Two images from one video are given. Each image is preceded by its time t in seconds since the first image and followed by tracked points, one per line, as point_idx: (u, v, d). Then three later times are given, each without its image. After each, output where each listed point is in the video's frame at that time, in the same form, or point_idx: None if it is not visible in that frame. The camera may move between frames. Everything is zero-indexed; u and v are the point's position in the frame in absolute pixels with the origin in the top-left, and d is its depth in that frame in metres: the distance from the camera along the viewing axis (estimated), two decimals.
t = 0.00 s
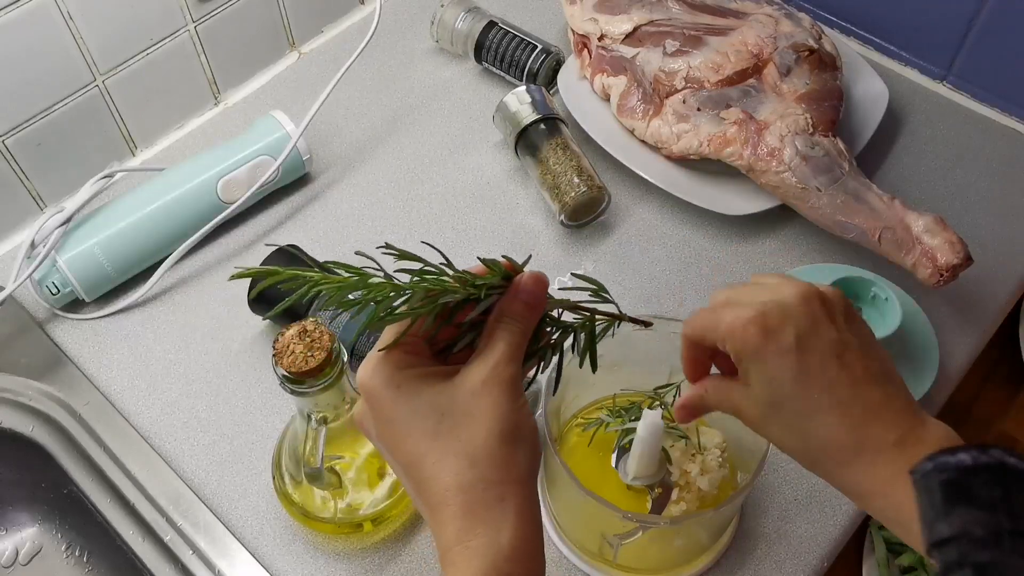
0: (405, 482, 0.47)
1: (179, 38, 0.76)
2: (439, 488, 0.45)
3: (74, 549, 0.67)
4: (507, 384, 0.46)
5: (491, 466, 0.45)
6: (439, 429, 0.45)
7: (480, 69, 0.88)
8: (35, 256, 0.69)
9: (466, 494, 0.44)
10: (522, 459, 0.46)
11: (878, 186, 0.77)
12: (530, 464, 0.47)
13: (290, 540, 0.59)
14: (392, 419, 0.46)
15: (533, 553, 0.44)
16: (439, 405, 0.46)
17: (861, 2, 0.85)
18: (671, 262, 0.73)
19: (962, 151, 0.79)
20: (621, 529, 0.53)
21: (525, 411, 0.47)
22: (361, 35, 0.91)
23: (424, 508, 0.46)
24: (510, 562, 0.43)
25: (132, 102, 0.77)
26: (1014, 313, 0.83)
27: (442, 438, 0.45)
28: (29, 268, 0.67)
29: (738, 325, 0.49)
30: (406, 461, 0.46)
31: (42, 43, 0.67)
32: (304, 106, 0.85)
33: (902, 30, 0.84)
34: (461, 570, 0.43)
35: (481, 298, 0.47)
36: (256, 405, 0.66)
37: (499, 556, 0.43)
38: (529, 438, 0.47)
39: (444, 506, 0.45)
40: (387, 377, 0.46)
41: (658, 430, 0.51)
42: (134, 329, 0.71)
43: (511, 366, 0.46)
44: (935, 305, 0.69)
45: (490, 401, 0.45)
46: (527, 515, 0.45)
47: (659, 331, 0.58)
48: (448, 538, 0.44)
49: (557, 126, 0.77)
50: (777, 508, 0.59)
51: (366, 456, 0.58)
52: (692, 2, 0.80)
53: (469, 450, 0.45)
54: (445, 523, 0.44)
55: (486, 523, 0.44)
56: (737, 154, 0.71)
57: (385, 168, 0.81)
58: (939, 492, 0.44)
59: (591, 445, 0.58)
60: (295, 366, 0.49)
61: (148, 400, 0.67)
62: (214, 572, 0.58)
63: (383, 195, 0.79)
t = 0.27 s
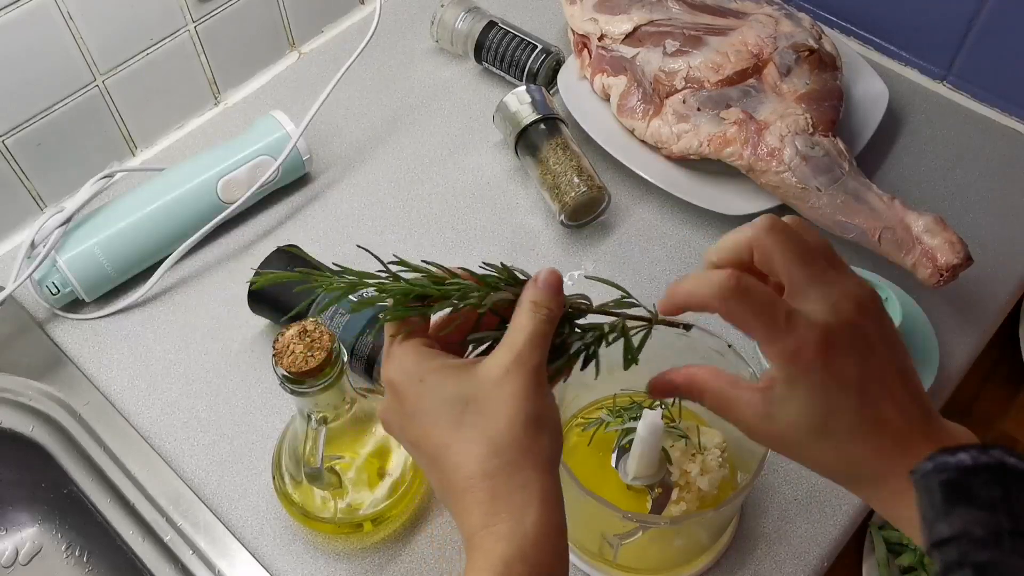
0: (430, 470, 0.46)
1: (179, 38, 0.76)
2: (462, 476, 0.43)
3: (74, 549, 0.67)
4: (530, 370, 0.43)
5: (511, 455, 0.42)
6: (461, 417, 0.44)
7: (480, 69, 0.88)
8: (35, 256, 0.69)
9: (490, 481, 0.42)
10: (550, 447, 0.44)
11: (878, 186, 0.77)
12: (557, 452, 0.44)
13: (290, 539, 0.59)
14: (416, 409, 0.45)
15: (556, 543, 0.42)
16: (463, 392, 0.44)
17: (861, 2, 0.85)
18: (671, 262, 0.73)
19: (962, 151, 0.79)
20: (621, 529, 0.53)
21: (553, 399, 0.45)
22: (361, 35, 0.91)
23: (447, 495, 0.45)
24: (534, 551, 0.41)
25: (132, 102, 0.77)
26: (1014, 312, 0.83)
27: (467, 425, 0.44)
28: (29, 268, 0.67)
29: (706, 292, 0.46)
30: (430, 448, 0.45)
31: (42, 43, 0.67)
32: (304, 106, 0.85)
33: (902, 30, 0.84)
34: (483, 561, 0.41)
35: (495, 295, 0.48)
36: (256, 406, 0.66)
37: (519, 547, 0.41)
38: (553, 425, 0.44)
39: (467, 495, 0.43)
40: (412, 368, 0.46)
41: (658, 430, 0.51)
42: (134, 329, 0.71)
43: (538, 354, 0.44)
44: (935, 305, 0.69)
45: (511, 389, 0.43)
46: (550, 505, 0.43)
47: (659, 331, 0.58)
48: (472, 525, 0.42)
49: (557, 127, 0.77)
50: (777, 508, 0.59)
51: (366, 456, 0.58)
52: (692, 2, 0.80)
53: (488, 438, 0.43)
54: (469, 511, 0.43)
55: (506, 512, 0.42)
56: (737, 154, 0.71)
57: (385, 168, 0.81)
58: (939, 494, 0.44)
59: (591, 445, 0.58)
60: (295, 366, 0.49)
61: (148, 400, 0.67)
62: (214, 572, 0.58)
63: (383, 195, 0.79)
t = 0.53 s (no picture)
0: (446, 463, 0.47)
1: (179, 38, 0.76)
2: (460, 471, 0.43)
3: (74, 549, 0.67)
4: (532, 368, 0.43)
5: (502, 450, 0.42)
6: (468, 414, 0.44)
7: (480, 69, 0.88)
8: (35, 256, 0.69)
9: (480, 476, 0.42)
10: (545, 447, 0.42)
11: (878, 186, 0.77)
12: (556, 453, 0.43)
13: (290, 539, 0.59)
14: (434, 404, 0.46)
15: (545, 540, 0.41)
16: (472, 387, 0.45)
17: (861, 2, 0.85)
18: (671, 262, 0.73)
19: (962, 151, 0.79)
20: (621, 529, 0.53)
21: (556, 398, 0.44)
22: (361, 35, 0.91)
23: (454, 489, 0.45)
24: (515, 550, 0.40)
25: (132, 102, 0.77)
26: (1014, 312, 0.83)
27: (468, 420, 0.44)
28: (29, 268, 0.67)
29: (682, 312, 0.49)
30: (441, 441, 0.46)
31: (42, 43, 0.67)
32: (304, 106, 0.85)
33: (902, 30, 0.84)
34: (472, 555, 0.41)
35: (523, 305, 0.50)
36: (256, 406, 0.66)
37: (504, 542, 0.40)
38: (557, 422, 0.43)
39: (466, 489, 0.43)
40: (433, 370, 0.47)
41: (658, 431, 0.51)
42: (134, 329, 0.71)
43: (540, 353, 0.43)
44: (935, 305, 0.69)
45: (512, 386, 0.43)
46: (540, 500, 0.42)
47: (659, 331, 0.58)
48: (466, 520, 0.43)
49: (557, 127, 0.77)
50: (777, 508, 0.59)
51: (366, 456, 0.58)
52: (692, 2, 0.80)
53: (486, 433, 0.43)
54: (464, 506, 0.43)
55: (494, 507, 0.41)
56: (737, 154, 0.71)
57: (385, 168, 0.81)
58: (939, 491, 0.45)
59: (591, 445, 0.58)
60: (295, 366, 0.49)
61: (148, 400, 0.67)
62: (214, 572, 0.58)
63: (383, 195, 0.79)
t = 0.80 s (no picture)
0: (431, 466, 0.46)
1: (179, 38, 0.76)
2: (448, 475, 0.43)
3: (74, 549, 0.67)
4: (518, 372, 0.43)
5: (489, 452, 0.42)
6: (450, 416, 0.44)
7: (480, 69, 0.88)
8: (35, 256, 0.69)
9: (469, 479, 0.42)
10: (532, 446, 0.43)
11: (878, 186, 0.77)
12: (542, 451, 0.43)
13: (290, 539, 0.59)
14: (416, 409, 0.46)
15: (535, 539, 0.42)
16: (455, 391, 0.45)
17: (861, 3, 0.85)
18: (671, 262, 0.73)
19: (962, 151, 0.79)
20: (621, 529, 0.53)
21: (541, 399, 0.44)
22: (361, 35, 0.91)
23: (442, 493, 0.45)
24: (509, 550, 0.41)
25: (132, 102, 0.77)
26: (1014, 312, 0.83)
27: (454, 425, 0.44)
28: (29, 268, 0.67)
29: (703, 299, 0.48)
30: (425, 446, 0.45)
31: (42, 43, 0.67)
32: (304, 106, 0.85)
33: (902, 30, 0.84)
34: (465, 555, 0.41)
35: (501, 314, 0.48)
36: (256, 406, 0.66)
37: (495, 544, 0.41)
38: (542, 422, 0.44)
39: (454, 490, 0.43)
40: (415, 372, 0.47)
41: (658, 431, 0.51)
42: (134, 329, 0.71)
43: (527, 358, 0.44)
44: (935, 305, 0.69)
45: (496, 390, 0.43)
46: (530, 498, 0.42)
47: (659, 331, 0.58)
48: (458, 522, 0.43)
49: (557, 127, 0.77)
50: (777, 508, 0.59)
51: (366, 456, 0.58)
52: (692, 2, 0.80)
53: (473, 435, 0.43)
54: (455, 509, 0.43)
55: (485, 507, 0.42)
56: (737, 155, 0.71)
57: (385, 168, 0.81)
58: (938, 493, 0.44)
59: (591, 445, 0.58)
60: (295, 366, 0.50)
61: (148, 400, 0.67)
62: (214, 572, 0.58)
63: (383, 195, 0.79)
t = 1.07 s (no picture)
0: (394, 451, 0.47)
1: (179, 38, 0.76)
2: (420, 454, 0.45)
3: (74, 549, 0.67)
4: (491, 354, 0.45)
5: (463, 432, 0.44)
6: (421, 399, 0.45)
7: (480, 69, 0.88)
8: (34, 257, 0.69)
9: (443, 456, 0.44)
10: (503, 428, 0.45)
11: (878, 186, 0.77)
12: (512, 435, 0.45)
13: (290, 539, 0.59)
14: (382, 393, 0.47)
15: (508, 518, 0.43)
16: (426, 374, 0.46)
17: (861, 3, 0.85)
18: (671, 262, 0.73)
19: (962, 151, 0.79)
20: (621, 529, 0.53)
21: (513, 385, 0.46)
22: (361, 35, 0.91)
23: (409, 475, 0.46)
24: (484, 524, 0.42)
25: (132, 102, 0.77)
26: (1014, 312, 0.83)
27: (427, 404, 0.45)
28: (29, 268, 0.67)
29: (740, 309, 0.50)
30: (394, 428, 0.46)
31: (42, 43, 0.67)
32: (304, 106, 0.85)
33: (902, 30, 0.84)
34: (438, 535, 0.43)
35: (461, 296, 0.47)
36: (256, 406, 0.66)
37: (469, 519, 0.42)
38: (514, 405, 0.46)
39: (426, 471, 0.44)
40: (381, 353, 0.48)
41: (658, 431, 0.51)
42: (134, 329, 0.71)
43: (502, 343, 0.45)
44: (935, 305, 0.69)
45: (472, 371, 0.45)
46: (502, 477, 0.44)
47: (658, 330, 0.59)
48: (429, 501, 0.44)
49: (557, 127, 0.77)
50: (778, 508, 0.59)
51: (366, 456, 0.58)
52: (692, 2, 0.80)
53: (449, 416, 0.44)
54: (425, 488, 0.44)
55: (458, 488, 0.43)
56: (737, 154, 0.71)
57: (385, 168, 0.81)
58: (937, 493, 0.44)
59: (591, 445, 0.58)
60: (295, 366, 0.49)
61: (147, 400, 0.67)
62: (214, 572, 0.58)
63: (383, 195, 0.79)
